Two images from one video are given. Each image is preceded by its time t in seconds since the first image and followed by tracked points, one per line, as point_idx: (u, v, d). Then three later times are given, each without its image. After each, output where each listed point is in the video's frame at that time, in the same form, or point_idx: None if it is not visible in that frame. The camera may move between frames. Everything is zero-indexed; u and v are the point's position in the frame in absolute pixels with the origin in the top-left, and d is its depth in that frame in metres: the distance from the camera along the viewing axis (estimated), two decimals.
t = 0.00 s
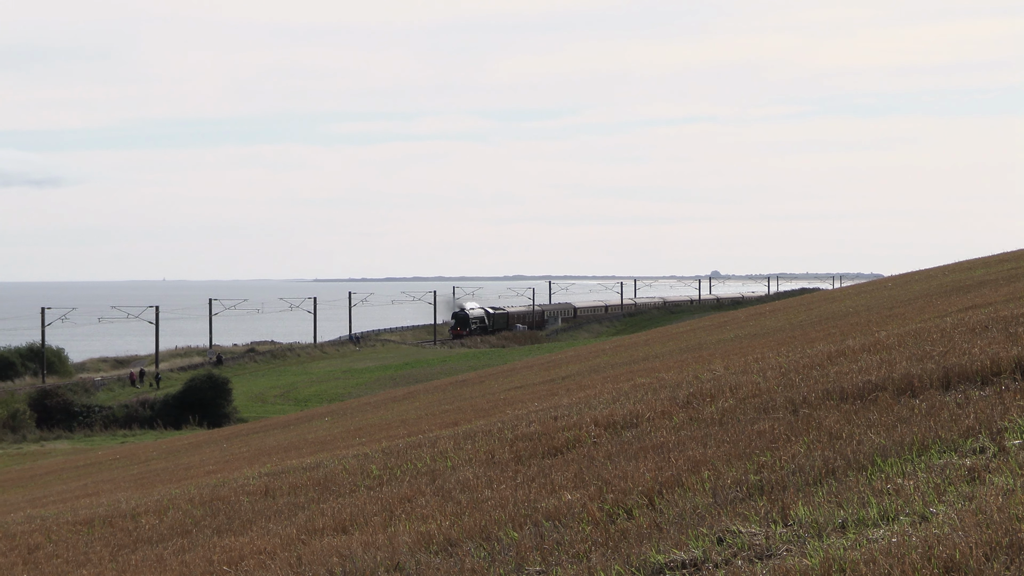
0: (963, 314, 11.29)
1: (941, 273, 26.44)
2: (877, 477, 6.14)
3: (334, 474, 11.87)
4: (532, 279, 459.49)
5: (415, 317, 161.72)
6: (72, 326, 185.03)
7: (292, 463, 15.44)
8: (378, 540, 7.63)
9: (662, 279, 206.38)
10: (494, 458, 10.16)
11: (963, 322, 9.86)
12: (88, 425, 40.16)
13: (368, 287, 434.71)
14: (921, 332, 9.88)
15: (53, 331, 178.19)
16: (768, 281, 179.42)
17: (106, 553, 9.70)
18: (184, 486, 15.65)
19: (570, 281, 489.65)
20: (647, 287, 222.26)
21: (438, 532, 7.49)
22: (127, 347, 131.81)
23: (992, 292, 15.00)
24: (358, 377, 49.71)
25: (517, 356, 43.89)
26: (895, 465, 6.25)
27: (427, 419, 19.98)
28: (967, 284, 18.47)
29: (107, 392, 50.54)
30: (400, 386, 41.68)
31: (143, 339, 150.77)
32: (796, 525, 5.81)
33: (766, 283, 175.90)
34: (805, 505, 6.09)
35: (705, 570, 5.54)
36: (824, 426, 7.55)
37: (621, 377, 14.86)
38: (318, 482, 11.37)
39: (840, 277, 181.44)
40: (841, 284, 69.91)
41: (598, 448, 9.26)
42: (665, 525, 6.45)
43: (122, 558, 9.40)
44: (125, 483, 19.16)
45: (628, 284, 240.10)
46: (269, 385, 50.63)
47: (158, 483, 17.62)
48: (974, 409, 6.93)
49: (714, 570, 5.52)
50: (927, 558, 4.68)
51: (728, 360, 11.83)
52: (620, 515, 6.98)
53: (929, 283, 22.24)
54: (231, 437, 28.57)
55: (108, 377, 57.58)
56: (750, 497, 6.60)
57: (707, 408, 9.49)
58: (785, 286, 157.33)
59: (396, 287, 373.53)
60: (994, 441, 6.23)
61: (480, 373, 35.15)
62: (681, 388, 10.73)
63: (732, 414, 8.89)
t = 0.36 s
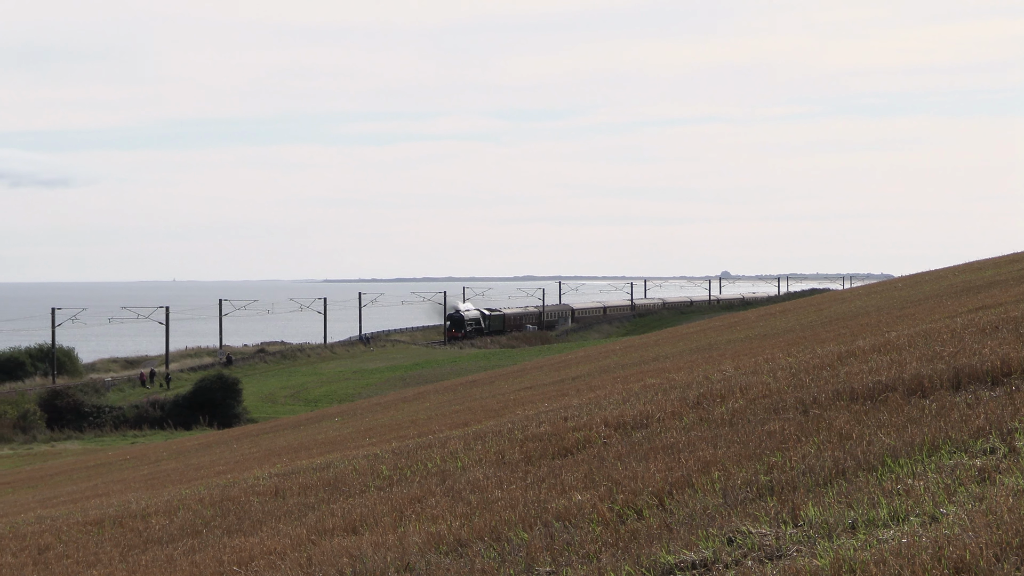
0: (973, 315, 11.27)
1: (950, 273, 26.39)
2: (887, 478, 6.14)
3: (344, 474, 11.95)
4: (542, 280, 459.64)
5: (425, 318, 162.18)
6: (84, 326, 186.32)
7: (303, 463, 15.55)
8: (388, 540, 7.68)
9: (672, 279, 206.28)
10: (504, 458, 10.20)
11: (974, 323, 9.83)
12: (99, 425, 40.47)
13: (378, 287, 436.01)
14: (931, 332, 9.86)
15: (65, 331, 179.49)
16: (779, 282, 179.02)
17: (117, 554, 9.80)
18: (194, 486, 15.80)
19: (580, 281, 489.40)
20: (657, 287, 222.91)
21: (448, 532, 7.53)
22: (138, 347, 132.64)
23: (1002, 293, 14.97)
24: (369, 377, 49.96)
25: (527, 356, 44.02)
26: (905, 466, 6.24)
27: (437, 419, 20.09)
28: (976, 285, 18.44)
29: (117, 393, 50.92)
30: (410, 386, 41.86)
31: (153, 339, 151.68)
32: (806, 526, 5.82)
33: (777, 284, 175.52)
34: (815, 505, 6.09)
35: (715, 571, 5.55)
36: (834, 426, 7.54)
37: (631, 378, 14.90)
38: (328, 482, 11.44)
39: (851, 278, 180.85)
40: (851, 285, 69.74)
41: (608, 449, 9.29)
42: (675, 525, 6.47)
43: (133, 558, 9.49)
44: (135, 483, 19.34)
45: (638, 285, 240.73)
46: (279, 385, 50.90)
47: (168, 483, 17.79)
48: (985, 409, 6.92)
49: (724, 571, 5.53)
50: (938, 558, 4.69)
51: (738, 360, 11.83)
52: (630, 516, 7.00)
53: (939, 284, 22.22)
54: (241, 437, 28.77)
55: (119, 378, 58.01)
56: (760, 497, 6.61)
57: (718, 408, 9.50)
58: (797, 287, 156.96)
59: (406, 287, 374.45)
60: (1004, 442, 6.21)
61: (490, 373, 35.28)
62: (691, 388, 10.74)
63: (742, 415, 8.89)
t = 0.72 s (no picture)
0: (987, 314, 11.21)
1: (964, 273, 26.24)
2: (902, 478, 6.13)
3: (358, 474, 12.03)
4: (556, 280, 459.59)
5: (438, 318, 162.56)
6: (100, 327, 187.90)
7: (316, 463, 15.66)
8: (403, 540, 7.74)
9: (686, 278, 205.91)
10: (518, 458, 10.24)
11: (988, 323, 9.77)
12: (113, 425, 40.79)
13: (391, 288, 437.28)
14: (945, 332, 9.82)
15: (82, 331, 181.16)
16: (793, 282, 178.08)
17: (130, 554, 9.91)
18: (208, 486, 15.95)
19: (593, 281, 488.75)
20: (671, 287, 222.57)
21: (462, 533, 7.58)
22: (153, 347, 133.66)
23: (1016, 293, 14.88)
24: (383, 377, 50.19)
25: (540, 356, 44.10)
26: (919, 466, 6.23)
27: (451, 419, 20.17)
28: (989, 285, 18.34)
29: (131, 393, 51.35)
30: (424, 386, 42.04)
31: (168, 339, 152.81)
32: (820, 525, 5.82)
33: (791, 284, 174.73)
34: (829, 505, 6.10)
35: (729, 570, 5.57)
36: (848, 426, 7.54)
37: (645, 378, 14.93)
38: (342, 482, 11.52)
39: (865, 278, 179.96)
40: (866, 285, 69.39)
41: (621, 449, 9.32)
42: (688, 525, 6.49)
43: (147, 558, 9.60)
44: (149, 483, 19.53)
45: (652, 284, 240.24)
46: (293, 385, 51.20)
47: (182, 483, 17.97)
48: (999, 409, 6.89)
49: (738, 571, 5.55)
50: (952, 559, 4.69)
51: (752, 360, 11.83)
52: (644, 516, 7.02)
53: (953, 284, 22.11)
54: (255, 437, 28.99)
55: (134, 378, 58.49)
56: (774, 497, 6.61)
57: (732, 408, 9.50)
58: (811, 286, 156.18)
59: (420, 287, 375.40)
60: (1020, 441, 6.19)
61: (504, 373, 35.37)
62: (705, 388, 10.74)
63: (756, 415, 8.88)
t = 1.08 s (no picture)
0: (1001, 314, 11.14)
1: (979, 272, 26.03)
2: (915, 477, 6.13)
3: (372, 473, 12.11)
4: (569, 280, 459.13)
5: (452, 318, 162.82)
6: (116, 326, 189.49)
7: (330, 462, 15.75)
8: (416, 540, 7.80)
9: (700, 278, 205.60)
10: (532, 458, 10.27)
11: (1003, 323, 9.71)
12: (127, 425, 41.10)
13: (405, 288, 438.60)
14: (959, 332, 9.77)
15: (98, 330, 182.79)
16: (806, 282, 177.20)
17: (144, 554, 10.01)
18: (221, 486, 16.07)
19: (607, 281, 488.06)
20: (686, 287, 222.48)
21: (476, 532, 7.63)
22: (168, 347, 134.65)
23: None
24: (397, 377, 50.36)
25: (554, 357, 44.11)
26: (934, 466, 6.22)
27: (465, 419, 20.22)
28: (1004, 285, 18.18)
29: (144, 393, 51.73)
30: (437, 387, 42.16)
31: (184, 339, 153.89)
32: (834, 525, 5.83)
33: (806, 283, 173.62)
34: (843, 505, 6.10)
35: (743, 570, 5.59)
36: (862, 426, 7.53)
37: (659, 377, 14.94)
38: (356, 482, 11.60)
39: (880, 278, 178.96)
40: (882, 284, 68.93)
41: (635, 448, 9.34)
42: (702, 525, 6.51)
43: (161, 558, 9.70)
44: (163, 483, 19.68)
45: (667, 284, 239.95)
46: (307, 385, 51.45)
47: (196, 483, 18.10)
48: (1013, 409, 6.87)
49: (752, 571, 5.57)
50: (966, 558, 4.69)
51: (765, 360, 11.82)
52: (658, 516, 7.04)
53: (967, 284, 21.94)
54: (269, 437, 29.16)
55: (148, 377, 58.96)
56: (788, 497, 6.62)
57: (745, 408, 9.50)
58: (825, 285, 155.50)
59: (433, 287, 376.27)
60: None
61: (517, 373, 35.44)
62: (719, 388, 10.73)
63: (770, 415, 8.88)
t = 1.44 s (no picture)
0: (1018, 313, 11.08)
1: (996, 272, 25.90)
2: (931, 478, 6.12)
3: (386, 474, 12.20)
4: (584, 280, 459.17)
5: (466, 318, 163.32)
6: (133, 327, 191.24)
7: (345, 463, 15.89)
8: (431, 541, 7.86)
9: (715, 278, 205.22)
10: (547, 458, 10.32)
11: (1020, 322, 9.66)
12: (142, 425, 41.52)
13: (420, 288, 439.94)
14: (975, 332, 9.72)
15: (115, 330, 184.52)
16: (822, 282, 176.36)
17: (159, 554, 10.12)
18: (236, 486, 16.25)
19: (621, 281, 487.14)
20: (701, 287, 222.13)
21: (491, 533, 7.68)
22: (184, 347, 135.81)
23: None
24: (411, 377, 50.58)
25: (569, 356, 44.23)
26: (949, 466, 6.21)
27: (479, 419, 20.32)
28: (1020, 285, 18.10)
29: (159, 393, 52.27)
30: (452, 387, 42.37)
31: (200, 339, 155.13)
32: (849, 526, 5.82)
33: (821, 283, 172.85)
34: (858, 505, 6.11)
35: (758, 571, 5.60)
36: (877, 426, 7.52)
37: (674, 378, 14.98)
38: (370, 482, 11.69)
39: (896, 279, 177.74)
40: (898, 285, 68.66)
41: (650, 449, 9.37)
42: (717, 526, 6.53)
43: (176, 558, 9.81)
44: (178, 483, 19.92)
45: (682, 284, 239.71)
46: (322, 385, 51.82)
47: (211, 483, 18.32)
48: None
49: (767, 571, 5.59)
50: (981, 559, 4.69)
51: (780, 361, 11.80)
52: (673, 516, 7.07)
53: (982, 283, 21.86)
54: (284, 437, 29.42)
55: (164, 377, 59.54)
56: (803, 497, 6.62)
57: (760, 408, 9.51)
58: (841, 285, 154.74)
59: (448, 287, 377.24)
60: None
61: (532, 373, 35.57)
62: (733, 388, 10.73)
63: (785, 415, 8.87)
